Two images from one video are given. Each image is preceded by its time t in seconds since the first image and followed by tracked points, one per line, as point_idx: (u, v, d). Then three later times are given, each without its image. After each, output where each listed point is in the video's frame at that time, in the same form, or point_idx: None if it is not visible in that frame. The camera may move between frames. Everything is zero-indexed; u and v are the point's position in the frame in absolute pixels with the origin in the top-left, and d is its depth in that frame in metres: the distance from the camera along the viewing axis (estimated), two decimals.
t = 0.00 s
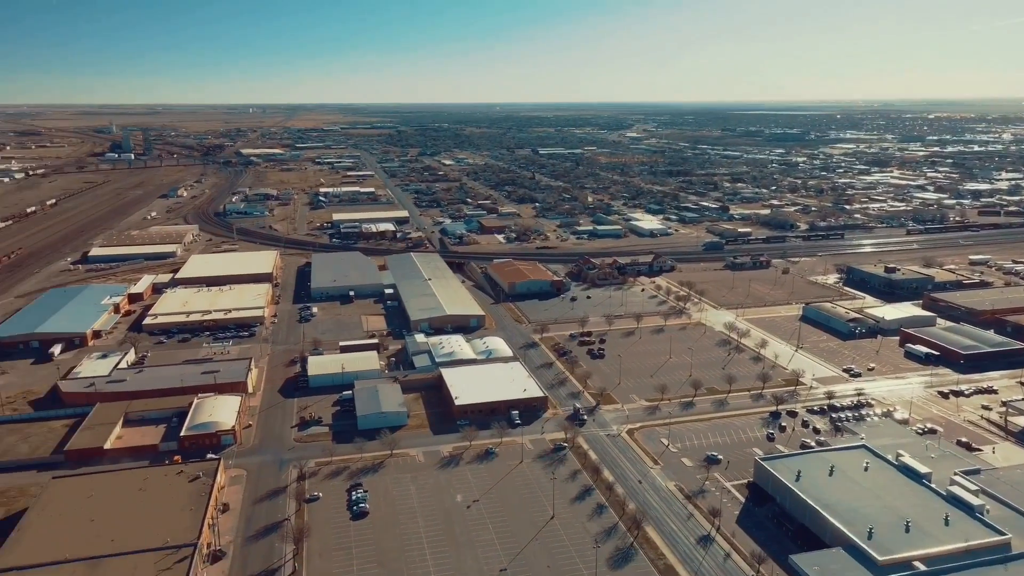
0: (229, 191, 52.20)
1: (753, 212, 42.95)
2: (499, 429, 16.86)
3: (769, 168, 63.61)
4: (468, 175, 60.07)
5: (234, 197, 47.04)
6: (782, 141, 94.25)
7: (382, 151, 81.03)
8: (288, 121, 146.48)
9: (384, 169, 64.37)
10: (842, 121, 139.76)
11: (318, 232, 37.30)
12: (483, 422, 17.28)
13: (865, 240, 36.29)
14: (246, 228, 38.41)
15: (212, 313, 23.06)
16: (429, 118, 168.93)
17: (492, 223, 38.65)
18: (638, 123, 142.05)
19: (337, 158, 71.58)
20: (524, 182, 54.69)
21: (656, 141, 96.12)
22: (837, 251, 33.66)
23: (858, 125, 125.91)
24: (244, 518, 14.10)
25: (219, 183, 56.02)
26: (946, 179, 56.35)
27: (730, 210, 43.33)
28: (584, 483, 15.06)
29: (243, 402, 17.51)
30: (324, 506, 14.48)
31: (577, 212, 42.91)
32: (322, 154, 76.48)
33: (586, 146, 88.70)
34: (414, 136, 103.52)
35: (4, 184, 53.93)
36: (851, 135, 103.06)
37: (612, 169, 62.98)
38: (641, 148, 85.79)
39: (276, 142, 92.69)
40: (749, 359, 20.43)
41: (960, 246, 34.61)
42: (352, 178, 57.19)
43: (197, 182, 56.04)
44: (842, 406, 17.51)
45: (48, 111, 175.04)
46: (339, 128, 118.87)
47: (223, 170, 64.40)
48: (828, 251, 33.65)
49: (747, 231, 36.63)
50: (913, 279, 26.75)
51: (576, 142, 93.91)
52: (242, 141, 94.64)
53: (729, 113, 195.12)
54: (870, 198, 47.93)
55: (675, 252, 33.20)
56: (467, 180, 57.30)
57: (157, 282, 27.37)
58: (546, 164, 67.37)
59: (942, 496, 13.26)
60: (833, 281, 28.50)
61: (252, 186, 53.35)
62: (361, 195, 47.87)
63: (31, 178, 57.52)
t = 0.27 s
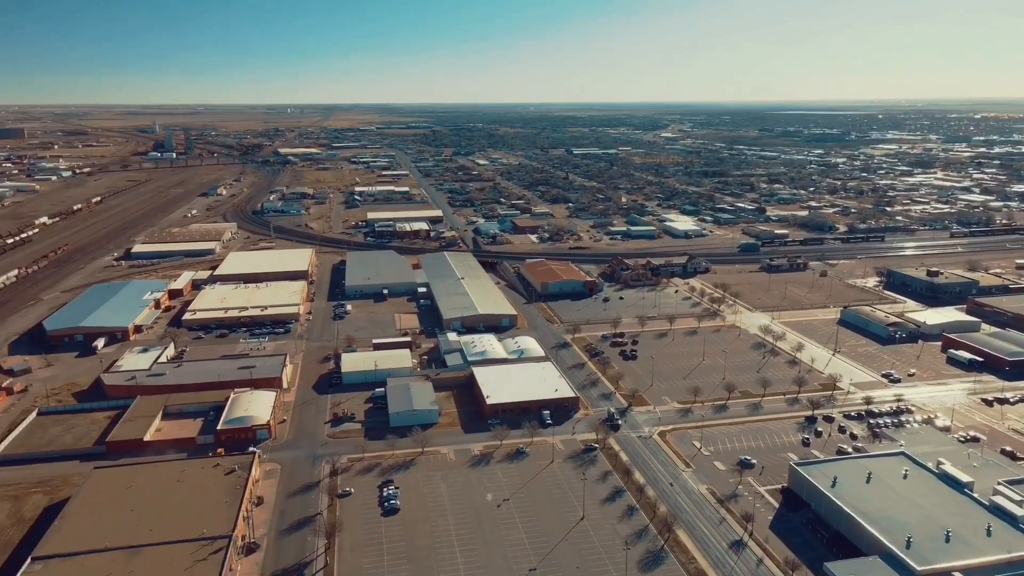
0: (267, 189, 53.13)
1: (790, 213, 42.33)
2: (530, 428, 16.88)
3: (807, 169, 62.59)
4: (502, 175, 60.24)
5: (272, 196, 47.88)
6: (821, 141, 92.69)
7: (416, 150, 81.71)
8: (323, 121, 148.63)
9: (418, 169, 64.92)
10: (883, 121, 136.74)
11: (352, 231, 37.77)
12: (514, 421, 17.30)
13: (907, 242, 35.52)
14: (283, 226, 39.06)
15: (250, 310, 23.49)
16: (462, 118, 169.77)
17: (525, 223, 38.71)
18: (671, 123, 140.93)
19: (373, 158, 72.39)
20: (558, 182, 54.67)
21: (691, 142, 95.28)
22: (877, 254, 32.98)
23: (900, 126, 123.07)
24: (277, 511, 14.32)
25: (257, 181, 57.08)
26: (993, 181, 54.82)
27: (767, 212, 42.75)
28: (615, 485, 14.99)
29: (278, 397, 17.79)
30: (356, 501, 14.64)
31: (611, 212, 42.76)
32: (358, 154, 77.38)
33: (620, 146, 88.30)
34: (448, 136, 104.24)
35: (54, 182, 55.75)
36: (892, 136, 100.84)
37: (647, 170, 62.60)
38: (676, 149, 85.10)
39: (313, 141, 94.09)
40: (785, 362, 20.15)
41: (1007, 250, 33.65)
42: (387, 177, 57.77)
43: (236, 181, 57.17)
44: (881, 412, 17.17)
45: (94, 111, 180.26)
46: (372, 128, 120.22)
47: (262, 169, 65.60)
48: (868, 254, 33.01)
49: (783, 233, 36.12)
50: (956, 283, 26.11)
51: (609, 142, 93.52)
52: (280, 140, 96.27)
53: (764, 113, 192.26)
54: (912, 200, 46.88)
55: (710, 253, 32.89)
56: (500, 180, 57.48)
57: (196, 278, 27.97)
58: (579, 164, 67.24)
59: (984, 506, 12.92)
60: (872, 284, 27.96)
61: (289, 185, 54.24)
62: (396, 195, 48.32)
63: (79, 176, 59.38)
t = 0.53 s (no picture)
0: (303, 188, 53.94)
1: (828, 215, 41.64)
2: (561, 429, 16.86)
3: (846, 170, 61.47)
4: (535, 175, 60.29)
5: (308, 194, 48.60)
6: (861, 142, 90.94)
7: (450, 150, 82.23)
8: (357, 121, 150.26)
9: (451, 168, 65.33)
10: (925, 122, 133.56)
11: (386, 230, 38.11)
12: (545, 422, 17.30)
13: (950, 245, 34.68)
14: (319, 224, 39.63)
15: (285, 307, 23.86)
16: (494, 117, 170.32)
17: (558, 223, 38.70)
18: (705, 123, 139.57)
19: (407, 157, 72.99)
20: (591, 182, 54.55)
21: (727, 142, 94.26)
22: (919, 257, 32.26)
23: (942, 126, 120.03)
24: (310, 506, 14.51)
25: (293, 180, 57.95)
26: None
27: (804, 213, 42.12)
28: (645, 487, 14.91)
29: (312, 393, 18.04)
30: (387, 498, 14.77)
31: (644, 212, 42.53)
32: (392, 153, 78.14)
33: (654, 146, 87.75)
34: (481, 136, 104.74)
35: (99, 179, 57.31)
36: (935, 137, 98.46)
37: (681, 170, 62.11)
38: (711, 149, 84.25)
39: (349, 141, 95.28)
40: (821, 366, 19.83)
41: None
42: (421, 176, 58.22)
43: (273, 179, 58.17)
44: (921, 418, 16.80)
45: (136, 112, 184.49)
46: (405, 128, 121.23)
47: (298, 168, 66.57)
48: (909, 257, 32.32)
49: (821, 235, 35.55)
50: (1002, 288, 25.41)
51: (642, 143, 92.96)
52: (316, 139, 97.67)
53: (800, 113, 188.98)
54: (956, 202, 45.75)
55: (745, 255, 32.52)
56: (533, 180, 57.49)
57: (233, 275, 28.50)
58: (612, 164, 66.96)
59: None
60: (913, 287, 27.36)
61: (325, 184, 55.01)
62: (430, 194, 48.66)
63: (123, 174, 60.97)
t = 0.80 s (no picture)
0: (342, 186, 54.77)
1: (873, 217, 40.75)
2: (595, 430, 16.83)
3: (891, 172, 60.03)
4: (572, 175, 60.22)
5: (347, 193, 49.31)
6: (908, 142, 88.70)
7: (487, 150, 82.62)
8: (394, 121, 151.76)
9: (488, 168, 65.64)
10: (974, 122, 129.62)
11: (423, 229, 38.44)
12: (580, 422, 17.28)
13: (1001, 249, 33.65)
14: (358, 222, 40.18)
15: (324, 303, 24.23)
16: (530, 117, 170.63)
17: (595, 223, 38.60)
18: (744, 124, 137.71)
19: (445, 157, 73.55)
20: (629, 182, 54.29)
21: (768, 143, 92.89)
22: (969, 261, 31.37)
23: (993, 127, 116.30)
24: (345, 501, 14.70)
25: (333, 179, 58.84)
26: None
27: (847, 215, 41.30)
28: (680, 490, 14.78)
29: (349, 390, 18.27)
30: (421, 495, 14.89)
31: (682, 213, 42.17)
32: (431, 153, 78.86)
33: (693, 147, 86.93)
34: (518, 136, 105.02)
35: (146, 178, 58.97)
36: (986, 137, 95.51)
37: (721, 171, 61.42)
38: (751, 150, 83.08)
39: (388, 140, 96.40)
40: (863, 371, 19.44)
41: None
42: (459, 176, 58.61)
43: (313, 178, 59.14)
44: (968, 427, 16.36)
45: (181, 112, 188.97)
46: (443, 128, 122.10)
47: (338, 167, 67.56)
48: (957, 261, 31.49)
49: (865, 238, 34.82)
50: None
51: (680, 143, 92.17)
52: (356, 139, 98.96)
53: (843, 113, 185.22)
54: (1008, 205, 44.33)
55: (786, 257, 32.03)
56: (570, 180, 57.41)
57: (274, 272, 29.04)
58: (650, 164, 66.52)
59: None
60: (961, 292, 26.63)
61: (364, 183, 55.73)
62: (467, 194, 48.95)
63: (170, 172, 62.61)
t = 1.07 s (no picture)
0: (377, 185, 55.34)
1: (914, 220, 39.86)
2: (626, 431, 16.74)
3: (934, 173, 58.62)
4: (606, 175, 60.02)
5: (382, 192, 49.82)
6: (953, 144, 86.52)
7: (521, 150, 82.81)
8: (426, 121, 152.84)
9: (522, 168, 65.79)
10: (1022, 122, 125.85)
11: (456, 228, 38.65)
12: (611, 423, 17.22)
13: None
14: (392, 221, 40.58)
15: (358, 301, 24.52)
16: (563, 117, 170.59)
17: (628, 224, 38.41)
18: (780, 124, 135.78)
19: (479, 157, 73.89)
20: (663, 183, 53.96)
21: (806, 144, 91.43)
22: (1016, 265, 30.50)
23: None
24: (376, 497, 14.84)
25: (368, 178, 59.49)
26: None
27: (888, 217, 40.46)
28: (712, 494, 14.63)
29: (381, 387, 18.46)
30: (451, 493, 14.96)
31: (717, 215, 41.76)
32: (465, 153, 79.27)
33: (729, 148, 85.99)
34: (552, 136, 104.98)
35: (187, 176, 60.35)
36: None
37: (757, 172, 60.65)
38: (788, 150, 81.85)
39: (422, 140, 97.15)
40: (903, 377, 19.05)
41: None
42: (492, 176, 58.80)
43: (349, 177, 59.89)
44: (1012, 436, 15.92)
45: (219, 112, 192.76)
46: (476, 128, 122.57)
47: (373, 166, 68.31)
48: (1003, 265, 30.65)
49: (906, 240, 34.10)
50: None
51: (715, 144, 91.14)
52: (391, 139, 99.91)
53: (885, 113, 181.77)
54: None
55: (824, 260, 31.53)
56: (603, 180, 57.21)
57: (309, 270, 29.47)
58: (684, 165, 65.97)
59: None
60: (1007, 297, 25.90)
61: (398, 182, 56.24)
62: (500, 194, 49.10)
63: (210, 171, 63.97)
